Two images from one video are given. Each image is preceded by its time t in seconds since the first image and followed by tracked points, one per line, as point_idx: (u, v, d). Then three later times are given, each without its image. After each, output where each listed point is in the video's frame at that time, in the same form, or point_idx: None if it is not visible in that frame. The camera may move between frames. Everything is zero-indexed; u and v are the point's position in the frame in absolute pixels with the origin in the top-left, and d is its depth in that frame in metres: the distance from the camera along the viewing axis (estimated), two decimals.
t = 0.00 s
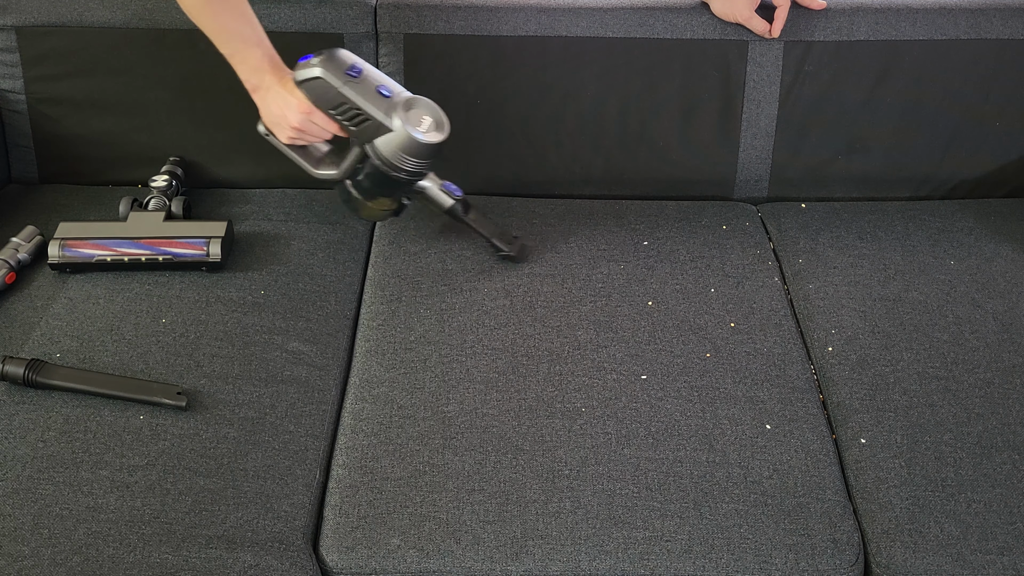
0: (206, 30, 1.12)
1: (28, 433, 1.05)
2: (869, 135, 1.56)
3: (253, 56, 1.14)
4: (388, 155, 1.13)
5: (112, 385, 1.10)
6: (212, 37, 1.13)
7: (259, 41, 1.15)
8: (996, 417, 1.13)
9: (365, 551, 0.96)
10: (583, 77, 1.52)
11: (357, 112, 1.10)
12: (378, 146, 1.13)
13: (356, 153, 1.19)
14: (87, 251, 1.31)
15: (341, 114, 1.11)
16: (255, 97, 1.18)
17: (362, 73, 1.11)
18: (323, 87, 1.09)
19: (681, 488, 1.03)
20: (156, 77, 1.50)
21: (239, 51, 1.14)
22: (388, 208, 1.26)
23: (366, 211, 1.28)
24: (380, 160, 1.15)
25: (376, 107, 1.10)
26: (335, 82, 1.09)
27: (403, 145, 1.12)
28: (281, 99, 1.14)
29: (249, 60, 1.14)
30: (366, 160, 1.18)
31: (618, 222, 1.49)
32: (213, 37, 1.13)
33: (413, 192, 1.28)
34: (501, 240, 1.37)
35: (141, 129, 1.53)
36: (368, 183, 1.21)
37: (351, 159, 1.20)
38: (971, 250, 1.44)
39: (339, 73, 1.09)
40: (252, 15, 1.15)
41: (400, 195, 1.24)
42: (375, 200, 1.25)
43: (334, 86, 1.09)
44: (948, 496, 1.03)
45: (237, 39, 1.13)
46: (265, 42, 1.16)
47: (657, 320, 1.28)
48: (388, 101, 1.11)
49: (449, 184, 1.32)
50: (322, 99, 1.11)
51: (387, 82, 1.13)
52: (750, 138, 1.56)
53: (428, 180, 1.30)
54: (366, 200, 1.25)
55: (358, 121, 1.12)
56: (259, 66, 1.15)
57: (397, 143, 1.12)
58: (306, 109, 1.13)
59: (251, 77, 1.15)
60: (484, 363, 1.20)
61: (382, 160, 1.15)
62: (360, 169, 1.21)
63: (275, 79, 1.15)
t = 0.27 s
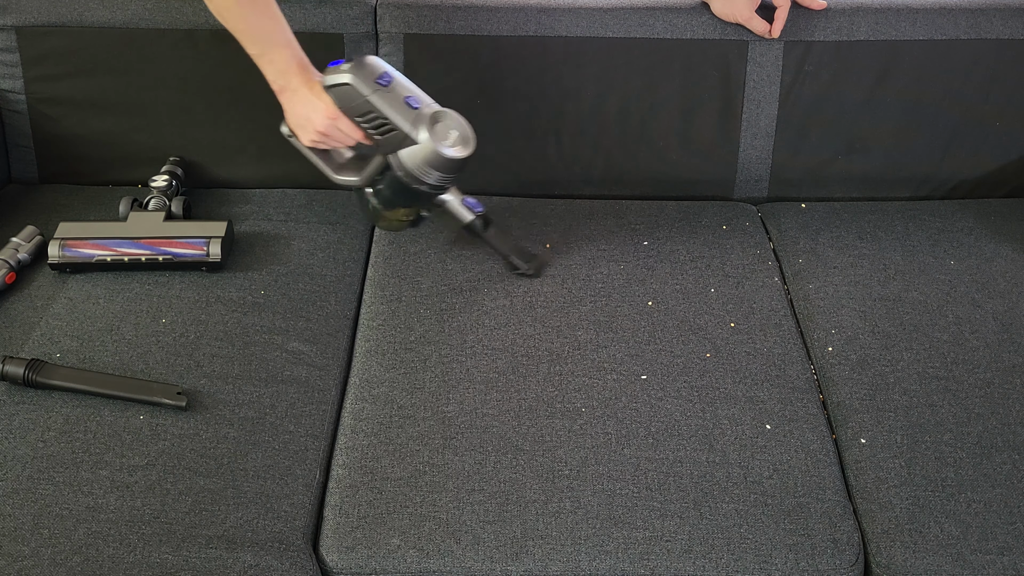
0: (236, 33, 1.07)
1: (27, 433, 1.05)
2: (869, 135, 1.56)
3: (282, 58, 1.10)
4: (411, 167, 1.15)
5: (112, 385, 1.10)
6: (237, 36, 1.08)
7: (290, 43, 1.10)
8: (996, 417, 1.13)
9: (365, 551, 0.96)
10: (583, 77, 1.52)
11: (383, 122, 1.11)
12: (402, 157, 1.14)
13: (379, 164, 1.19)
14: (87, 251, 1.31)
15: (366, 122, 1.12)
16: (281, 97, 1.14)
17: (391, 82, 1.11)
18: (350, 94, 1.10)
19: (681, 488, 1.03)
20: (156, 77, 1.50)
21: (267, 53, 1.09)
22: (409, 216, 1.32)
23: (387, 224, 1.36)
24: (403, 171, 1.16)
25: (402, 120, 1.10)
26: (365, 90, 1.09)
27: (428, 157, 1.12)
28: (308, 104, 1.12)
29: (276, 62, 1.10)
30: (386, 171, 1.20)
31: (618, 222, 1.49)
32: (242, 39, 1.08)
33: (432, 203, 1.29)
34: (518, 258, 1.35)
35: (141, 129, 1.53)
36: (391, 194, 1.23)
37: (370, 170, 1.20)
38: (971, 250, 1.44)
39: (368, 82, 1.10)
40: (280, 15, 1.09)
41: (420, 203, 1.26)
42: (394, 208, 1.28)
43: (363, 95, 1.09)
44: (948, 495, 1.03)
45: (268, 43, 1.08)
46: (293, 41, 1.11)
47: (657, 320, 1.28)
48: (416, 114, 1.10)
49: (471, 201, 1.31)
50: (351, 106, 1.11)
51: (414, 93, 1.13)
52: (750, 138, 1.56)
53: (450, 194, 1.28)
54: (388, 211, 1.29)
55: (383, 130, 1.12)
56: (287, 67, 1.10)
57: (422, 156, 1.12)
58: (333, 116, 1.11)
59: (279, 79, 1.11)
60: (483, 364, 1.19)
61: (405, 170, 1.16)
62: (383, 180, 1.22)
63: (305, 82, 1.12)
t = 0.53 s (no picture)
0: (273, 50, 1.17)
1: (27, 433, 1.05)
2: (869, 135, 1.56)
3: (319, 67, 1.19)
4: (466, 152, 1.19)
5: (112, 385, 1.10)
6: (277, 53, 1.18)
7: (325, 53, 1.20)
8: (996, 417, 1.13)
9: (365, 551, 0.96)
10: (582, 77, 1.52)
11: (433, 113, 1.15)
12: (455, 145, 1.19)
13: (431, 156, 1.24)
14: (87, 251, 1.31)
15: (416, 116, 1.16)
16: (327, 108, 1.23)
17: (435, 75, 1.15)
18: (398, 91, 1.14)
19: (681, 488, 1.03)
20: (156, 77, 1.50)
21: (306, 64, 1.19)
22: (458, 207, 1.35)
23: (446, 213, 1.38)
24: (456, 159, 1.20)
25: (453, 108, 1.15)
26: (414, 86, 1.13)
27: (481, 141, 1.17)
28: (355, 108, 1.20)
29: (317, 71, 1.19)
30: (440, 160, 1.24)
31: (618, 222, 1.49)
32: (279, 54, 1.18)
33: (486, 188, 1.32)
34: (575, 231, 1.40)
35: (141, 129, 1.53)
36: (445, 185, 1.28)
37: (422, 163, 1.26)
38: (971, 250, 1.44)
39: (415, 77, 1.14)
40: (312, 27, 1.20)
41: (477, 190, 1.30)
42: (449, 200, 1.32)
43: (413, 89, 1.13)
44: (948, 496, 1.03)
45: (303, 54, 1.18)
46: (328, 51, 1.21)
47: (657, 320, 1.28)
48: (464, 101, 1.16)
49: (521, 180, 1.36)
50: (400, 103, 1.15)
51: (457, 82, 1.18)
52: (750, 138, 1.56)
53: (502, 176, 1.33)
54: (441, 200, 1.32)
55: (435, 121, 1.17)
56: (328, 76, 1.20)
57: (476, 140, 1.17)
58: (380, 114, 1.19)
59: (322, 89, 1.20)
60: (483, 363, 1.20)
61: (459, 158, 1.20)
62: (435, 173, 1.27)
63: (344, 88, 1.20)
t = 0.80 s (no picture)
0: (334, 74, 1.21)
1: (27, 433, 1.05)
2: (869, 136, 1.56)
3: (376, 92, 1.23)
4: (508, 188, 1.16)
5: (112, 385, 1.10)
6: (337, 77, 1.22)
7: (381, 75, 1.23)
8: (996, 417, 1.13)
9: (365, 551, 0.96)
10: (583, 77, 1.52)
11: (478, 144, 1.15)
12: (500, 180, 1.16)
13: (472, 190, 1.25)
14: (87, 251, 1.31)
15: (462, 146, 1.17)
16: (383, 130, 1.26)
17: (483, 106, 1.15)
18: (444, 117, 1.15)
19: (681, 488, 1.03)
20: (156, 77, 1.50)
21: (365, 89, 1.23)
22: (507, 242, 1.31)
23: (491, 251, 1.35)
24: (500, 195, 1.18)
25: (496, 140, 1.14)
26: (459, 114, 1.14)
27: (525, 178, 1.14)
28: (405, 132, 1.22)
29: (375, 96, 1.23)
30: (483, 193, 1.23)
31: (618, 223, 1.49)
32: (339, 77, 1.22)
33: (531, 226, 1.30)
34: (620, 277, 1.30)
35: (141, 129, 1.53)
36: (486, 220, 1.26)
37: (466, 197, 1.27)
38: (971, 250, 1.44)
39: (461, 106, 1.15)
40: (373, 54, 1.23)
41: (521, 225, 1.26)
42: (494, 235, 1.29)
43: (456, 118, 1.14)
44: (948, 495, 1.03)
45: (360, 78, 1.22)
46: (388, 78, 1.25)
47: (657, 321, 1.28)
48: (509, 134, 1.14)
49: (571, 222, 1.32)
50: (446, 129, 1.17)
51: (508, 115, 1.16)
52: (750, 138, 1.56)
53: (547, 215, 1.30)
54: (488, 235, 1.30)
55: (480, 152, 1.16)
56: (384, 100, 1.23)
57: (516, 174, 1.14)
58: (427, 140, 1.20)
59: (378, 112, 1.24)
60: (483, 364, 1.20)
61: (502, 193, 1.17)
62: (479, 206, 1.26)
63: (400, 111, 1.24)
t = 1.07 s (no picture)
0: (353, 100, 1.18)
1: (28, 433, 1.05)
2: (869, 136, 1.56)
3: (393, 122, 1.17)
4: (497, 252, 1.04)
5: (112, 385, 1.10)
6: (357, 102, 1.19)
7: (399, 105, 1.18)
8: (996, 417, 1.13)
9: (365, 551, 0.96)
10: (583, 78, 1.52)
11: (472, 201, 1.04)
12: (491, 243, 1.05)
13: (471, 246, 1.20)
14: (87, 251, 1.31)
15: (458, 197, 1.06)
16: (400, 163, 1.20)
17: (485, 159, 1.04)
18: (443, 166, 1.05)
19: (681, 488, 1.03)
20: (156, 77, 1.50)
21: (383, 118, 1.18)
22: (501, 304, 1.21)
23: (487, 308, 1.25)
24: (491, 257, 1.07)
25: (489, 200, 1.02)
26: (455, 165, 1.04)
27: (512, 248, 1.02)
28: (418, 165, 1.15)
29: (392, 125, 1.18)
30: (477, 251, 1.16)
31: (618, 223, 1.49)
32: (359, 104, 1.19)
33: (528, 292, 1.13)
34: (613, 367, 1.14)
35: (141, 129, 1.53)
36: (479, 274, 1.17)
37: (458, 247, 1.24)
38: (971, 250, 1.44)
39: (461, 156, 1.04)
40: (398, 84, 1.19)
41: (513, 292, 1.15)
42: (486, 292, 1.20)
43: (454, 169, 1.04)
44: (948, 496, 1.03)
45: (377, 105, 1.18)
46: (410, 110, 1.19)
47: (657, 321, 1.28)
48: (506, 196, 1.02)
49: (569, 294, 1.12)
50: (444, 178, 1.07)
51: (513, 173, 1.04)
52: (750, 138, 1.56)
53: (544, 284, 1.11)
54: (480, 290, 1.20)
55: (473, 208, 1.05)
56: (400, 131, 1.17)
57: (504, 242, 1.02)
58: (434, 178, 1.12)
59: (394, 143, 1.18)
60: (483, 364, 1.20)
61: (493, 256, 1.06)
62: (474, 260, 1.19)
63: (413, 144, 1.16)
